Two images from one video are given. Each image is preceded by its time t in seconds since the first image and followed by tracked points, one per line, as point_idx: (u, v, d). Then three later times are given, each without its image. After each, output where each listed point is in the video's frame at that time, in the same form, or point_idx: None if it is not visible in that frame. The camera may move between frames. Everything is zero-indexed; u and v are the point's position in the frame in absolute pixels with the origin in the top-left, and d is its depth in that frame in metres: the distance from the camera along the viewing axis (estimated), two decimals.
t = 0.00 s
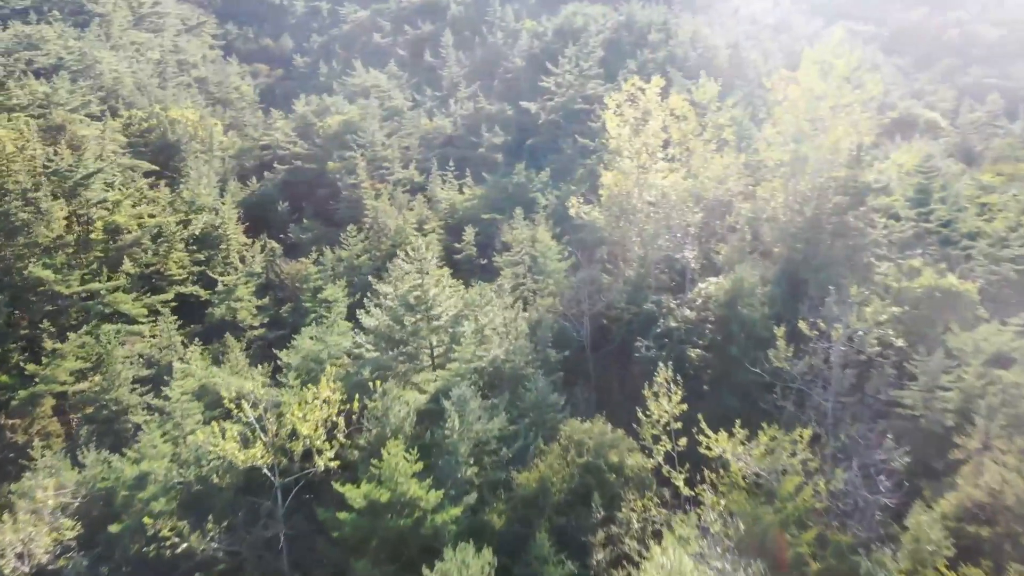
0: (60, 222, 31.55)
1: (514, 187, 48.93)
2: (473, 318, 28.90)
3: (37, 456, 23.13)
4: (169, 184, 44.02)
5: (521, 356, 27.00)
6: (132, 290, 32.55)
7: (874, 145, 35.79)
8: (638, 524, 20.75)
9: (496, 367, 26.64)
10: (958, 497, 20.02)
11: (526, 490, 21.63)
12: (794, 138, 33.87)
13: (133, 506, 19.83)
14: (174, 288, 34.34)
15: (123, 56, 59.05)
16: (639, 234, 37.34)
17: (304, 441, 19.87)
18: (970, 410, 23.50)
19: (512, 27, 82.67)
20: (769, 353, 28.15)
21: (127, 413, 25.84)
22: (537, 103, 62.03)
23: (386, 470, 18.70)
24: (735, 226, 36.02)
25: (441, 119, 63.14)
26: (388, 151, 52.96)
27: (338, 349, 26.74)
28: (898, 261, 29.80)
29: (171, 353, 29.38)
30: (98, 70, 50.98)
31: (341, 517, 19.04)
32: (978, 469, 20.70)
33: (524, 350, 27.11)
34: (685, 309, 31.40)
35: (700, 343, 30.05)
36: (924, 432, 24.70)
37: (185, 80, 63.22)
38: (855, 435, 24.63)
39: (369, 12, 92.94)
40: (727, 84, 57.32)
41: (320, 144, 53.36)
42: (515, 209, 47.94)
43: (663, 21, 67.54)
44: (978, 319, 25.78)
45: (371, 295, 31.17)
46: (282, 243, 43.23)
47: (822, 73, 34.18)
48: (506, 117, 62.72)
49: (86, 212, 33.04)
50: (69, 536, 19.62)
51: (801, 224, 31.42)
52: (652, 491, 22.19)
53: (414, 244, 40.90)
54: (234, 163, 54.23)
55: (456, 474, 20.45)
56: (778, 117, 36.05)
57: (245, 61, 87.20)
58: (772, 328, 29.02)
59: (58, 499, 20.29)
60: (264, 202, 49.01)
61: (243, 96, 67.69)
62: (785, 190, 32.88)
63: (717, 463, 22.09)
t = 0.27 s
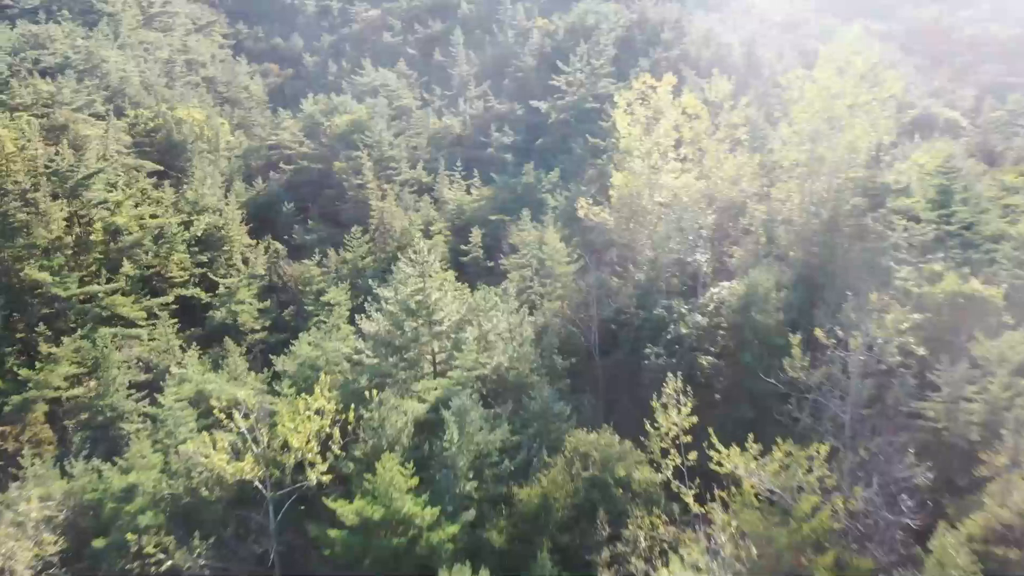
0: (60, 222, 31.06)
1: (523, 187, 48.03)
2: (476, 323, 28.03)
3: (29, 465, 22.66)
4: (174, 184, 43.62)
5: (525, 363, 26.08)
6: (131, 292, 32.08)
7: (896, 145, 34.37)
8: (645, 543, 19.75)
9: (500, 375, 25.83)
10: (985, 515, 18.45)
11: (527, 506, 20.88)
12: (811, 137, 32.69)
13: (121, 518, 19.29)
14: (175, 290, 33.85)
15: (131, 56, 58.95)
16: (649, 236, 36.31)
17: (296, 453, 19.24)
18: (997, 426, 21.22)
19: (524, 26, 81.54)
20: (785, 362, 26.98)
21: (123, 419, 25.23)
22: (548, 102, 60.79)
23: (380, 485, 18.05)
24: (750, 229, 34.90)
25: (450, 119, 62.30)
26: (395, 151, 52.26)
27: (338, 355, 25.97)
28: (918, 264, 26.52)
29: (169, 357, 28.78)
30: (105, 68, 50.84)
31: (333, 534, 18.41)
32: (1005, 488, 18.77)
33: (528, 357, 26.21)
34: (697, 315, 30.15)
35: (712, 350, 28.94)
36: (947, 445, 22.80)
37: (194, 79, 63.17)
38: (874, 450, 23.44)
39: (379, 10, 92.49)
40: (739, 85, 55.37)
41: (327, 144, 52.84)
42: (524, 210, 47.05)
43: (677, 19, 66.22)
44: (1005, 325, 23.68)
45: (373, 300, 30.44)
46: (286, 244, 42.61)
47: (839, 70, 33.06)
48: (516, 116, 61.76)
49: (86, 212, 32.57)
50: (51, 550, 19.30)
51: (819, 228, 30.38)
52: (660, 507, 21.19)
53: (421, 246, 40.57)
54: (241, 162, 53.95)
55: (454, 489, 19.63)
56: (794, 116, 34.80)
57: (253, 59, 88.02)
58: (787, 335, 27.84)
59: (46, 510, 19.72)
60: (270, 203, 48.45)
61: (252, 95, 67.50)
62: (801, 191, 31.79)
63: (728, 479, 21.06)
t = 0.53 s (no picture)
0: (58, 224, 30.58)
1: (532, 188, 47.09)
2: (480, 328, 27.10)
3: (17, 474, 22.13)
4: (178, 184, 43.17)
5: (530, 371, 25.10)
6: (131, 294, 31.58)
7: (919, 144, 32.96)
8: (651, 564, 18.68)
9: (504, 383, 24.93)
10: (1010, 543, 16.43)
11: (528, 523, 20.01)
12: (829, 137, 31.46)
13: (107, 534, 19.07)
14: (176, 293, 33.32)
15: (139, 55, 58.78)
16: (660, 238, 35.21)
17: (286, 467, 18.46)
18: None
19: (535, 23, 80.43)
20: (800, 371, 25.81)
21: (116, 426, 24.68)
22: (559, 100, 59.65)
23: (372, 502, 17.29)
24: (765, 231, 33.76)
25: (459, 118, 61.40)
26: (402, 151, 51.50)
27: (336, 361, 25.16)
28: (939, 268, 24.80)
29: (166, 362, 28.22)
30: (112, 67, 50.64)
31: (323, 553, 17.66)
32: None
33: (533, 364, 25.24)
34: (709, 321, 29.02)
35: (724, 358, 27.82)
36: (971, 460, 21.31)
37: (203, 78, 62.98)
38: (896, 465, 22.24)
39: (390, 9, 91.91)
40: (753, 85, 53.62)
41: (334, 144, 52.24)
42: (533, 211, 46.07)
43: (691, 16, 64.82)
44: None
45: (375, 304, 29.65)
46: (290, 246, 41.93)
47: (858, 67, 31.79)
48: (526, 115, 60.76)
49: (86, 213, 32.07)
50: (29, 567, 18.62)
51: (836, 231, 29.14)
52: (668, 525, 20.16)
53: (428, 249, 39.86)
54: (248, 162, 53.52)
55: (450, 506, 18.73)
56: (812, 114, 33.52)
57: (263, 58, 88.04)
58: (803, 343, 26.64)
59: (28, 524, 19.21)
60: (275, 203, 47.81)
61: (261, 94, 67.20)
62: (817, 193, 30.56)
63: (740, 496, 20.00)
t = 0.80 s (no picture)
0: (56, 225, 29.93)
1: (543, 189, 45.85)
2: (484, 336, 26.09)
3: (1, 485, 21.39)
4: (183, 184, 42.59)
5: (534, 381, 24.06)
6: (129, 297, 30.94)
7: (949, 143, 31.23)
8: None
9: (507, 394, 23.81)
10: None
11: (528, 548, 18.87)
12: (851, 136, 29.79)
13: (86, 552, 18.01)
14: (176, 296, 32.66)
15: (148, 54, 58.51)
16: (673, 242, 33.82)
17: (272, 485, 17.48)
18: None
19: (549, 21, 79.01)
20: (822, 383, 24.31)
21: (106, 435, 23.90)
22: (572, 98, 58.19)
23: (362, 527, 16.27)
24: (784, 235, 32.29)
25: (470, 117, 60.26)
26: (411, 151, 50.54)
27: (332, 370, 24.21)
28: (968, 275, 22.81)
29: (162, 368, 27.44)
30: (120, 66, 50.31)
31: None
32: None
33: (538, 375, 24.17)
34: (724, 329, 27.62)
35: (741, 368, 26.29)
36: (1006, 480, 19.46)
37: (213, 78, 62.65)
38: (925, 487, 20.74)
39: (403, 7, 91.14)
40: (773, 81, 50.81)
41: (342, 143, 51.47)
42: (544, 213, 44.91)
43: (709, 13, 62.89)
44: None
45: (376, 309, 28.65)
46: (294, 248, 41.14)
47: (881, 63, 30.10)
48: (539, 114, 59.45)
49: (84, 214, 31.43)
50: None
51: (857, 234, 27.36)
52: (678, 551, 18.85)
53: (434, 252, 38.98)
54: (256, 162, 52.91)
55: (445, 529, 17.61)
56: (834, 113, 31.95)
57: (274, 57, 87.84)
58: (824, 354, 25.18)
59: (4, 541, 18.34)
60: (281, 204, 47.02)
61: (272, 93, 66.73)
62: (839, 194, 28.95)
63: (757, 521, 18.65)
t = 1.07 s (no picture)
0: (53, 226, 29.40)
1: (552, 189, 44.85)
2: (487, 343, 25.20)
3: None
4: (187, 184, 42.14)
5: (537, 391, 23.11)
6: (128, 300, 30.41)
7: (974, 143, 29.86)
8: None
9: (509, 404, 22.90)
10: None
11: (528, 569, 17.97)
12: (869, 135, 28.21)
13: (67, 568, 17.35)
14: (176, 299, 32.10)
15: (156, 53, 58.30)
16: (685, 244, 32.74)
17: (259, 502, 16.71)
18: None
19: (560, 19, 77.85)
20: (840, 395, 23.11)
21: (98, 442, 23.32)
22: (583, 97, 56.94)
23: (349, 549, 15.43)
24: (800, 238, 31.11)
25: (479, 116, 59.39)
26: (418, 150, 49.78)
27: (329, 378, 23.40)
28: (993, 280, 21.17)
29: (158, 373, 26.86)
30: (126, 65, 50.07)
31: None
32: None
33: (542, 385, 23.26)
34: (737, 337, 26.49)
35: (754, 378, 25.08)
36: None
37: (221, 77, 62.40)
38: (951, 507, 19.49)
39: (413, 5, 90.50)
40: (785, 79, 48.28)
41: (349, 143, 50.85)
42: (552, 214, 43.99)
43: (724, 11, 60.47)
44: None
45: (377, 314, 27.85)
46: (298, 249, 40.50)
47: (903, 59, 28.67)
48: (549, 113, 58.29)
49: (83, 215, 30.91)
50: None
51: (880, 235, 25.99)
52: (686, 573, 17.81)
53: (440, 254, 38.24)
54: (262, 161, 52.44)
55: (439, 550, 16.74)
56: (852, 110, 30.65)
57: (284, 57, 87.71)
58: (842, 364, 23.98)
59: None
60: (286, 204, 46.40)
61: (280, 93, 66.37)
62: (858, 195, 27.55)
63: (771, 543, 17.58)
